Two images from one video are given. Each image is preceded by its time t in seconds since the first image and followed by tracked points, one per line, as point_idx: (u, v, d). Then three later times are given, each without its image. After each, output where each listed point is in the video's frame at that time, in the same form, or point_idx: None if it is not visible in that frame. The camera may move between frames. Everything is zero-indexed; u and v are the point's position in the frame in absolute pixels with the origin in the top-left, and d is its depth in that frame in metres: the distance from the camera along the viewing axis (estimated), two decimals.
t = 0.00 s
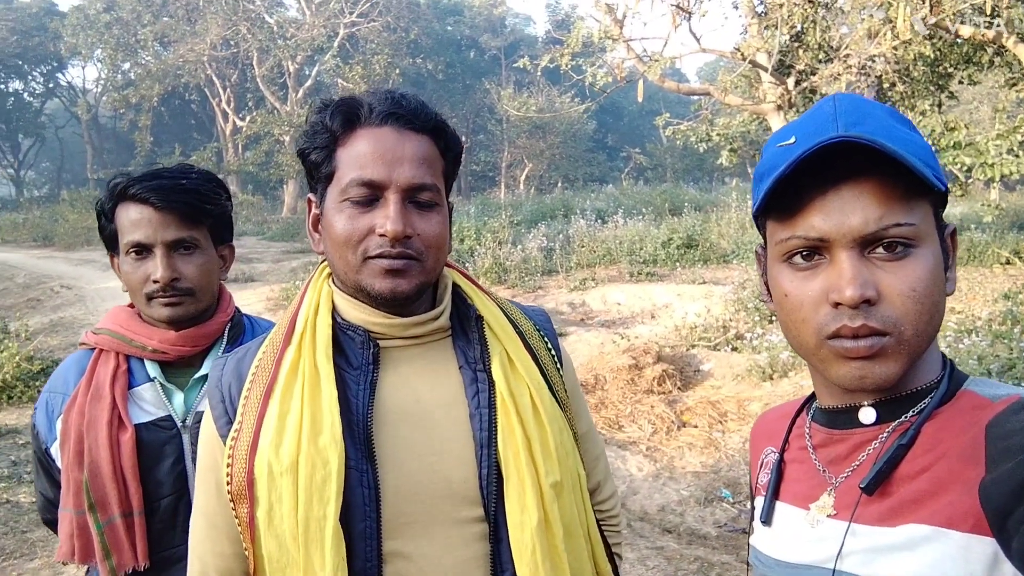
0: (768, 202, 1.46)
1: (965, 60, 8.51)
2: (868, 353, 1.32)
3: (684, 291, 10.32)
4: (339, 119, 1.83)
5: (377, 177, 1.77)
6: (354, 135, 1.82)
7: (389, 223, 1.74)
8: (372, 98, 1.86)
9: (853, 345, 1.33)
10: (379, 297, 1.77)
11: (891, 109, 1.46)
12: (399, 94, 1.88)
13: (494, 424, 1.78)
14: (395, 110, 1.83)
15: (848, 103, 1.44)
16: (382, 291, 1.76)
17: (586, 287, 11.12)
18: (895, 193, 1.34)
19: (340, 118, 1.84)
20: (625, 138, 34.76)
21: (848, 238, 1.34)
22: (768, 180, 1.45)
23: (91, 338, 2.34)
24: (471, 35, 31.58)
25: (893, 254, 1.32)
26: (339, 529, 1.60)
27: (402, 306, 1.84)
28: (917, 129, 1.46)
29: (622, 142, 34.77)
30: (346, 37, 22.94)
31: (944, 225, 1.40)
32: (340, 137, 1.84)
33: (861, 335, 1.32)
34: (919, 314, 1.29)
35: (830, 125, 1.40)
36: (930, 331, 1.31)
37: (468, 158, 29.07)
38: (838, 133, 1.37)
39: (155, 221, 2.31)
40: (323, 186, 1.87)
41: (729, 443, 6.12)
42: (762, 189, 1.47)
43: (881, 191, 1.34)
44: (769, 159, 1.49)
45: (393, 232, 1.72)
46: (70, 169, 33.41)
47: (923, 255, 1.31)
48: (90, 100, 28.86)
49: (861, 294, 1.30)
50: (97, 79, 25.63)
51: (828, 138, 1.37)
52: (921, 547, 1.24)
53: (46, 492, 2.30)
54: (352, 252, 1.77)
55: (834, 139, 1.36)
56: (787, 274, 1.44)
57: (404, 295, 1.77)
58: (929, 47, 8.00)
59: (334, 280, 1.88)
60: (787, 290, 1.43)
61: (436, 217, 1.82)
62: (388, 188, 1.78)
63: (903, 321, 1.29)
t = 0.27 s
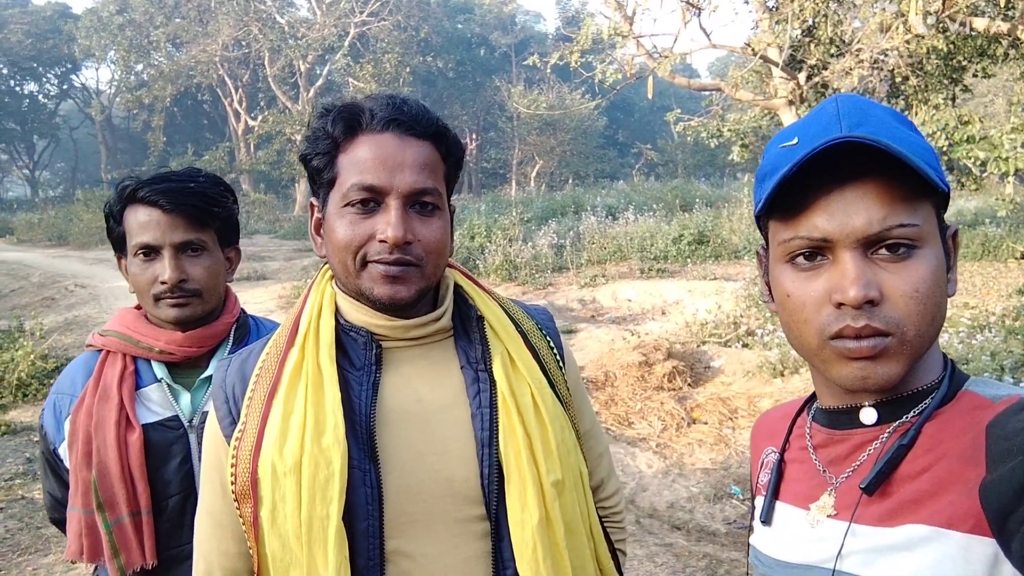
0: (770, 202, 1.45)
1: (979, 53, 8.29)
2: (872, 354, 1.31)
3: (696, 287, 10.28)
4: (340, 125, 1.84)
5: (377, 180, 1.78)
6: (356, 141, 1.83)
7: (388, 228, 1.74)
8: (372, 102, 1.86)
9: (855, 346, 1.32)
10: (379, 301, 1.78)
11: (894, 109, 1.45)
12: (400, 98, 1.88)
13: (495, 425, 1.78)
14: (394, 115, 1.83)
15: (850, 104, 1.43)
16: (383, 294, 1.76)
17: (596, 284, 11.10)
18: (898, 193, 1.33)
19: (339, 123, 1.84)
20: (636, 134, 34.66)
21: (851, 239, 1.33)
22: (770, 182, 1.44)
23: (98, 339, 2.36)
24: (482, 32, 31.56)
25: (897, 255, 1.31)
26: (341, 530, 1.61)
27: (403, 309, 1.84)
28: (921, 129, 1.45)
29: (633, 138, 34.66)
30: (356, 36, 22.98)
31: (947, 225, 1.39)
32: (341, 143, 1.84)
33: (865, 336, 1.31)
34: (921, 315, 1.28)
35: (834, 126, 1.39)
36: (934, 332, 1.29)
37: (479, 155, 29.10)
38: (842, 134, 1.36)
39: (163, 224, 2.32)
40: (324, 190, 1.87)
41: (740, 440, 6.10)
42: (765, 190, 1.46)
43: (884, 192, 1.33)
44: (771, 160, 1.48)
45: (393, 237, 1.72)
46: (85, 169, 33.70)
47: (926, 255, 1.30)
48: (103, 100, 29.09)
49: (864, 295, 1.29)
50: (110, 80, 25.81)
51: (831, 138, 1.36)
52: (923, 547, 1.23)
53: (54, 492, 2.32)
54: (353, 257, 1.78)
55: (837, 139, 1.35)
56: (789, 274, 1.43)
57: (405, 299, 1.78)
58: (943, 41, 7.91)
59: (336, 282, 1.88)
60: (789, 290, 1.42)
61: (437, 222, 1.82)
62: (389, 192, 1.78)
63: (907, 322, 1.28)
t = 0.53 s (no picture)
0: (768, 200, 1.45)
1: (974, 49, 8.26)
2: (866, 353, 1.32)
3: (691, 282, 10.29)
4: (328, 123, 1.84)
5: (368, 178, 1.77)
6: (343, 138, 1.83)
7: (379, 226, 1.74)
8: (361, 100, 1.86)
9: (849, 345, 1.33)
10: (371, 298, 1.78)
11: (888, 107, 1.46)
12: (389, 95, 1.88)
13: (489, 421, 1.78)
14: (383, 113, 1.83)
15: (846, 103, 1.43)
16: (373, 293, 1.77)
17: (592, 279, 11.11)
18: (894, 193, 1.34)
19: (329, 121, 1.84)
20: (631, 129, 34.66)
21: (848, 238, 1.34)
22: (766, 180, 1.45)
23: (89, 337, 2.36)
24: (477, 27, 31.49)
25: (893, 253, 1.32)
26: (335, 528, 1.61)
27: (395, 306, 1.84)
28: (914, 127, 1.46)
29: (629, 133, 34.63)
30: (351, 30, 22.90)
31: (940, 224, 1.40)
32: (329, 140, 1.84)
33: (859, 334, 1.31)
34: (915, 314, 1.29)
35: (830, 124, 1.39)
36: (927, 330, 1.30)
37: (474, 150, 29.07)
38: (839, 133, 1.37)
39: (155, 220, 2.32)
40: (314, 188, 1.87)
41: (735, 435, 6.12)
42: (761, 189, 1.47)
43: (881, 191, 1.34)
44: (767, 158, 1.48)
45: (384, 235, 1.72)
46: (79, 164, 33.54)
47: (921, 255, 1.31)
48: (97, 94, 28.95)
49: (861, 294, 1.30)
50: (104, 74, 25.68)
51: (828, 137, 1.37)
52: (915, 545, 1.25)
53: (46, 489, 2.32)
54: (343, 255, 1.78)
55: (834, 139, 1.36)
56: (786, 273, 1.44)
57: (398, 296, 1.78)
58: (937, 37, 7.92)
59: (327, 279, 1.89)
60: (785, 289, 1.43)
61: (426, 218, 1.83)
62: (380, 190, 1.78)
63: (901, 320, 1.29)
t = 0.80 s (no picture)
0: (771, 202, 1.43)
1: (984, 46, 8.16)
2: (871, 355, 1.30)
3: (699, 283, 10.25)
4: (334, 124, 1.84)
5: (372, 180, 1.77)
6: (350, 138, 1.82)
7: (384, 225, 1.73)
8: (368, 103, 1.86)
9: (856, 347, 1.30)
10: (374, 300, 1.77)
11: (894, 108, 1.44)
12: (396, 99, 1.87)
13: (491, 424, 1.77)
14: (390, 114, 1.82)
15: (851, 103, 1.41)
16: (378, 294, 1.76)
17: (600, 280, 11.09)
18: (899, 194, 1.31)
19: (335, 123, 1.84)
20: (639, 129, 34.61)
21: (852, 239, 1.31)
22: (770, 183, 1.43)
23: (98, 341, 2.35)
24: (485, 28, 31.53)
25: (897, 255, 1.30)
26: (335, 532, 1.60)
27: (397, 308, 1.83)
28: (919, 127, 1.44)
29: (637, 133, 34.57)
30: (359, 33, 22.96)
31: (944, 224, 1.38)
32: (336, 141, 1.84)
33: (866, 336, 1.29)
34: (922, 315, 1.27)
35: (834, 126, 1.37)
36: (934, 331, 1.28)
37: (482, 152, 29.09)
38: (844, 134, 1.34)
39: (166, 224, 2.32)
40: (318, 189, 1.87)
41: (743, 436, 6.09)
42: (764, 191, 1.44)
43: (886, 193, 1.31)
44: (771, 160, 1.46)
45: (389, 234, 1.71)
46: (90, 168, 33.78)
47: (927, 256, 1.29)
48: (108, 99, 29.14)
49: (865, 296, 1.28)
50: (114, 79, 25.86)
51: (834, 138, 1.34)
52: (920, 547, 1.22)
53: (54, 493, 2.32)
54: (348, 254, 1.77)
55: (840, 139, 1.34)
56: (789, 275, 1.41)
57: (401, 298, 1.77)
58: (947, 34, 7.86)
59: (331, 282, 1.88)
60: (790, 291, 1.41)
61: (430, 220, 1.82)
62: (385, 191, 1.77)
63: (908, 322, 1.27)
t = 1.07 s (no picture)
0: (768, 201, 1.44)
1: (980, 47, 8.20)
2: (867, 352, 1.31)
3: (698, 283, 10.27)
4: (329, 121, 1.85)
5: (368, 177, 1.78)
6: (344, 136, 1.84)
7: (378, 221, 1.74)
8: (363, 101, 1.87)
9: (850, 344, 1.32)
10: (369, 297, 1.78)
11: (891, 107, 1.45)
12: (390, 98, 1.89)
13: (486, 424, 1.78)
14: (384, 113, 1.84)
15: (848, 102, 1.42)
16: (371, 291, 1.76)
17: (598, 280, 11.09)
18: (895, 192, 1.32)
19: (330, 120, 1.85)
20: (637, 130, 34.63)
21: (849, 238, 1.32)
22: (767, 181, 1.44)
23: (94, 340, 2.35)
24: (483, 28, 31.53)
25: (895, 252, 1.30)
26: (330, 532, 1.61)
27: (392, 306, 1.84)
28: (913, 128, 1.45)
29: (635, 133, 34.59)
30: (357, 33, 22.96)
31: (941, 224, 1.38)
32: (330, 138, 1.85)
33: (860, 334, 1.30)
34: (916, 312, 1.28)
35: (831, 125, 1.38)
36: (927, 328, 1.29)
37: (480, 152, 29.10)
38: (841, 133, 1.35)
39: (165, 223, 2.32)
40: (313, 187, 1.87)
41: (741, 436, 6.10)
42: (762, 190, 1.45)
43: (882, 191, 1.32)
44: (768, 157, 1.47)
45: (382, 230, 1.72)
46: (87, 168, 33.74)
47: (923, 254, 1.30)
48: (105, 98, 29.09)
49: (861, 293, 1.29)
50: (112, 79, 25.83)
51: (832, 136, 1.35)
52: (917, 545, 1.23)
53: (50, 493, 2.32)
54: (343, 251, 1.77)
55: (839, 137, 1.35)
56: (787, 273, 1.42)
57: (395, 294, 1.78)
58: (944, 35, 7.87)
59: (324, 282, 1.89)
60: (786, 289, 1.42)
61: (425, 217, 1.83)
62: (379, 188, 1.78)
63: (902, 319, 1.28)
